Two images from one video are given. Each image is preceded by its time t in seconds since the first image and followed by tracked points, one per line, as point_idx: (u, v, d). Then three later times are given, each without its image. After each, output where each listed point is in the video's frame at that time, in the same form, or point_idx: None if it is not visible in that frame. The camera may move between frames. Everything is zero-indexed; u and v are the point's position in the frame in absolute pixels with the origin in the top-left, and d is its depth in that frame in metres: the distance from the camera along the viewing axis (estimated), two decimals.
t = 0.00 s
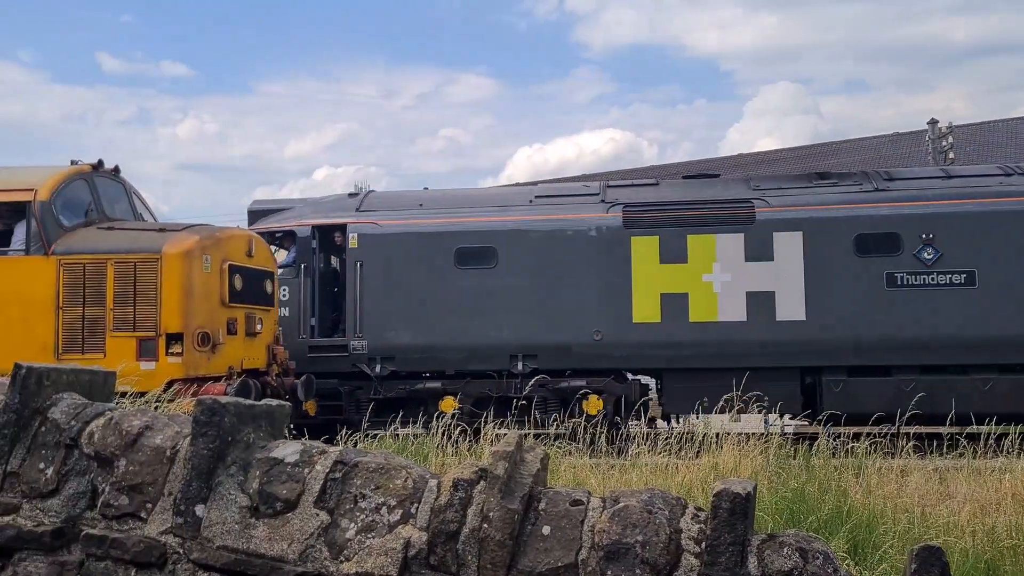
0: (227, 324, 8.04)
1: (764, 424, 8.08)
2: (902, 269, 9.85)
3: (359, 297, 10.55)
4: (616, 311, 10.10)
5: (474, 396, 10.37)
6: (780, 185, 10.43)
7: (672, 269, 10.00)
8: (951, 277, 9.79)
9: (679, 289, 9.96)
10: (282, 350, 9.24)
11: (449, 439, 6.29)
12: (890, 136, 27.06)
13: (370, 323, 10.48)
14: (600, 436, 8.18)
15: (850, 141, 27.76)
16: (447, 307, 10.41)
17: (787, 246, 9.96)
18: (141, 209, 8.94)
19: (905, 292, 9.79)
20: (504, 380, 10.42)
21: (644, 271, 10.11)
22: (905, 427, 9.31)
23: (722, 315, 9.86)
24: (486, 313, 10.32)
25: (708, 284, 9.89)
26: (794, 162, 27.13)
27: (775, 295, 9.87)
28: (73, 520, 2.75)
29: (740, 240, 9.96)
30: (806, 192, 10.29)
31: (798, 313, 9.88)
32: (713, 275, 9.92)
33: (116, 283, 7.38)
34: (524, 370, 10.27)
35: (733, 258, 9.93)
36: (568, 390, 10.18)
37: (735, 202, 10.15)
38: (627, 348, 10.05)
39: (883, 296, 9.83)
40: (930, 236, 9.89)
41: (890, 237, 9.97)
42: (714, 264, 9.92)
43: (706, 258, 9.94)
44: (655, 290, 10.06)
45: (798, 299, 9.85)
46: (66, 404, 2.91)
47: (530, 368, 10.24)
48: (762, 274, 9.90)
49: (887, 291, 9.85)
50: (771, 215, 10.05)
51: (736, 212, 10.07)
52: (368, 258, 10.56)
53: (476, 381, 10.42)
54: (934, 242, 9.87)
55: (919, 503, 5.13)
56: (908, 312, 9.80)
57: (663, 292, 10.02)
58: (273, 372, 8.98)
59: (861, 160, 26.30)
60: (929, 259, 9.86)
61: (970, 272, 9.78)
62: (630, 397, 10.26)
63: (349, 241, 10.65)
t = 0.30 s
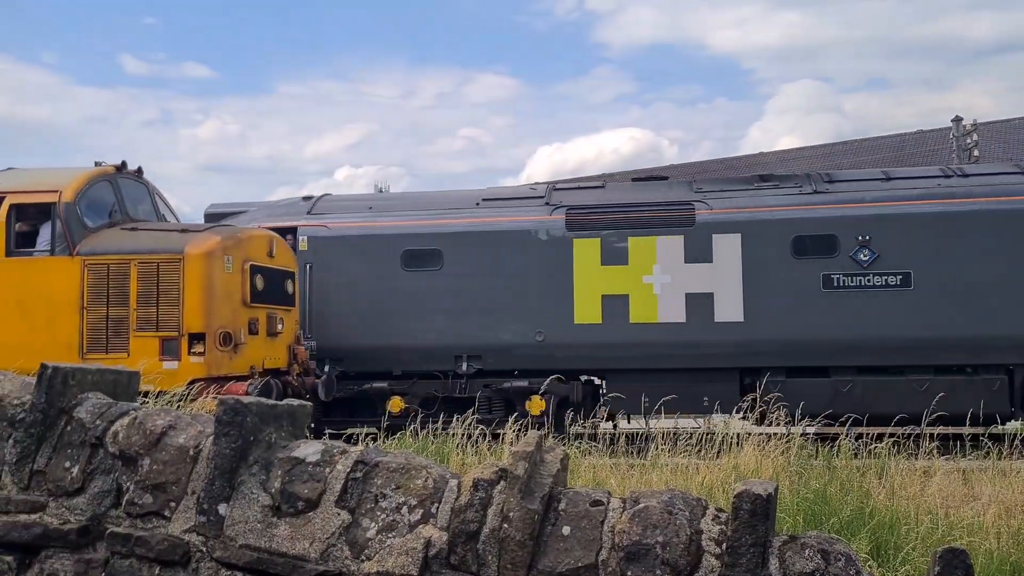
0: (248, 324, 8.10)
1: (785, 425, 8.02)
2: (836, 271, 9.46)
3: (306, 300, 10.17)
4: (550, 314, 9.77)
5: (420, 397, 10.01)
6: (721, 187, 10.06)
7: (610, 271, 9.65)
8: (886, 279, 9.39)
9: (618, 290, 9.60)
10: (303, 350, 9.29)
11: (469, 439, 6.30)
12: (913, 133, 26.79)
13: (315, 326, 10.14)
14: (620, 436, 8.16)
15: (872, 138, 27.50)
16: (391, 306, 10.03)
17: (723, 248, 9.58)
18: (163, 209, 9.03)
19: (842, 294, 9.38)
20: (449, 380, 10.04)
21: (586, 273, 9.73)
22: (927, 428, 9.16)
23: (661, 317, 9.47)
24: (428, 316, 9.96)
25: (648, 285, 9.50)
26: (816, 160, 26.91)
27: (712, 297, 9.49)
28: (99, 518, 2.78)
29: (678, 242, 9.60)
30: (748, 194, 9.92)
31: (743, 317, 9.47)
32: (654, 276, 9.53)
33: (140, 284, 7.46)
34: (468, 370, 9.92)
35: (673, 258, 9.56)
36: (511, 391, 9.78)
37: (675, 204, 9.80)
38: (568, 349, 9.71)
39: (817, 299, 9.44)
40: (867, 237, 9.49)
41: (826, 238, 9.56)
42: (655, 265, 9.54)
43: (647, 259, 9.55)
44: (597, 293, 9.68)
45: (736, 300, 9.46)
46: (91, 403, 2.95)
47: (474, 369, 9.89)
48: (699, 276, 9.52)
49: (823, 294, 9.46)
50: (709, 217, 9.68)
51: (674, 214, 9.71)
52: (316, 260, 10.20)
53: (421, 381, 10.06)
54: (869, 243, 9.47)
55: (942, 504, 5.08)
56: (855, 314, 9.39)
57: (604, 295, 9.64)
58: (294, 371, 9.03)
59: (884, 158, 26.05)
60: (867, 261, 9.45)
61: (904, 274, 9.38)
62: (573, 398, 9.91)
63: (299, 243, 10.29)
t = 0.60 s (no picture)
0: (258, 324, 8.13)
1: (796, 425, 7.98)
2: (765, 273, 9.17)
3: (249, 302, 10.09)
4: (480, 316, 9.56)
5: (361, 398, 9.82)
6: (655, 190, 9.85)
7: (542, 272, 9.41)
8: (815, 281, 9.09)
9: (550, 293, 9.36)
10: (312, 350, 9.30)
11: (479, 440, 6.30)
12: (927, 133, 26.63)
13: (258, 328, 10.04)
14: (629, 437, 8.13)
15: (884, 138, 27.35)
16: (352, 306, 9.82)
17: (655, 250, 9.31)
18: (174, 210, 9.06)
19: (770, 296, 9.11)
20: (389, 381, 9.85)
21: (520, 275, 9.51)
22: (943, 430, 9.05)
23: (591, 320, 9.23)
24: (380, 316, 9.73)
25: (580, 288, 9.27)
26: (828, 160, 26.78)
27: (644, 299, 9.23)
28: (111, 517, 2.80)
29: (611, 244, 9.32)
30: (680, 197, 9.68)
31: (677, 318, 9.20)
32: (586, 278, 9.29)
33: (150, 284, 7.49)
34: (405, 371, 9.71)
35: (606, 261, 9.30)
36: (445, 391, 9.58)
37: (608, 206, 9.55)
38: (501, 351, 9.50)
39: (747, 301, 9.15)
40: (795, 240, 9.20)
41: (757, 241, 9.28)
42: (586, 267, 9.29)
43: (580, 261, 9.32)
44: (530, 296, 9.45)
45: (669, 301, 9.20)
46: (103, 403, 2.97)
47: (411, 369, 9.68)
48: (632, 278, 9.26)
49: (752, 297, 9.18)
50: (641, 219, 9.42)
51: (607, 216, 9.45)
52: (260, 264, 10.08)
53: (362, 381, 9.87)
54: (799, 246, 9.16)
55: (955, 507, 5.05)
56: (791, 318, 9.08)
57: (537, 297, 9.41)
58: (304, 372, 9.05)
59: (897, 157, 25.91)
60: (795, 263, 9.16)
61: (832, 276, 9.08)
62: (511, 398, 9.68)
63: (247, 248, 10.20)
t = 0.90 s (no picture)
0: (267, 325, 8.15)
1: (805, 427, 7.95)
2: (690, 277, 9.37)
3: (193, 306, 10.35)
4: (415, 318, 9.83)
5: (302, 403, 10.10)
6: (588, 196, 10.09)
7: (476, 276, 9.70)
8: (738, 285, 9.28)
9: (483, 296, 9.67)
10: (320, 351, 9.32)
11: (486, 440, 6.29)
12: (937, 134, 26.54)
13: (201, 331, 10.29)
14: (637, 438, 8.12)
15: (894, 139, 27.25)
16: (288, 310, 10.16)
17: (584, 255, 9.60)
18: (183, 212, 9.10)
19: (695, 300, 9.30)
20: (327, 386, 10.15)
21: (454, 280, 9.79)
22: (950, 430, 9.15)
23: (523, 322, 9.53)
24: (323, 320, 10.05)
25: (512, 292, 9.58)
26: (836, 162, 26.71)
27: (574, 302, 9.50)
28: (121, 517, 2.80)
29: (542, 249, 9.63)
30: (612, 203, 9.92)
31: (610, 320, 9.46)
32: (518, 282, 9.60)
33: (159, 285, 7.51)
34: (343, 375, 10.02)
35: (538, 265, 9.61)
36: (381, 393, 9.90)
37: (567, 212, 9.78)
38: (435, 353, 9.79)
39: (672, 305, 9.36)
40: (721, 244, 9.37)
41: (684, 246, 9.48)
42: (519, 271, 9.60)
43: (512, 265, 9.64)
44: (464, 299, 9.73)
45: (598, 305, 9.49)
46: (114, 403, 2.98)
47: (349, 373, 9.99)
48: (563, 282, 9.55)
49: (679, 300, 9.38)
50: (572, 225, 9.70)
51: (538, 222, 9.77)
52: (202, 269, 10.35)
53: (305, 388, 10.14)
54: (723, 250, 9.35)
55: (966, 509, 5.03)
56: (747, 320, 9.21)
57: (471, 300, 9.70)
58: (312, 373, 9.06)
59: (906, 158, 25.83)
60: (720, 267, 9.36)
61: (756, 280, 9.28)
62: (444, 399, 10.02)
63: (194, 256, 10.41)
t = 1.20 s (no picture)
0: (273, 327, 8.17)
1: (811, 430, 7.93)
2: (618, 281, 9.46)
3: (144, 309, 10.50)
4: (351, 321, 9.93)
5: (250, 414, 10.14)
6: (521, 200, 10.14)
7: (410, 280, 9.83)
8: (664, 290, 9.36)
9: (415, 300, 9.77)
10: (326, 353, 9.34)
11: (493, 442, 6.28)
12: (942, 136, 26.51)
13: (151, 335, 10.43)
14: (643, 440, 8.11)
15: (901, 141, 27.19)
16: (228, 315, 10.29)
17: (516, 260, 9.71)
18: (189, 214, 9.13)
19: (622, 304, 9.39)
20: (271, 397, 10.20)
21: (388, 284, 9.89)
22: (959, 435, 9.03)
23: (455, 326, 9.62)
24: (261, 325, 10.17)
25: (444, 295, 9.67)
26: (844, 164, 26.66)
27: (504, 306, 9.61)
28: (130, 519, 2.81)
29: (475, 253, 9.76)
30: (543, 208, 10.02)
31: (539, 323, 9.56)
32: (450, 286, 9.70)
33: (165, 287, 7.53)
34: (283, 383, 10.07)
35: (469, 269, 9.73)
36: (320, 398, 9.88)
37: (574, 214, 9.79)
38: (369, 356, 9.87)
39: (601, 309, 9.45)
40: (647, 249, 9.48)
41: (611, 251, 9.57)
42: (451, 276, 9.72)
43: (445, 269, 9.75)
44: (398, 303, 9.83)
45: (528, 308, 9.57)
46: (123, 405, 2.99)
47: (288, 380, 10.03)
48: (493, 286, 9.67)
49: (606, 304, 9.48)
50: (504, 229, 9.81)
51: (472, 227, 9.88)
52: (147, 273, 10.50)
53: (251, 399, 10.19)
54: (650, 255, 9.46)
55: (973, 512, 5.02)
56: (739, 321, 9.19)
57: (404, 304, 9.81)
58: (317, 375, 9.07)
59: (912, 159, 25.80)
60: (646, 271, 9.46)
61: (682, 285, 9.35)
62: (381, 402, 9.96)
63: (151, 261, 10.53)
